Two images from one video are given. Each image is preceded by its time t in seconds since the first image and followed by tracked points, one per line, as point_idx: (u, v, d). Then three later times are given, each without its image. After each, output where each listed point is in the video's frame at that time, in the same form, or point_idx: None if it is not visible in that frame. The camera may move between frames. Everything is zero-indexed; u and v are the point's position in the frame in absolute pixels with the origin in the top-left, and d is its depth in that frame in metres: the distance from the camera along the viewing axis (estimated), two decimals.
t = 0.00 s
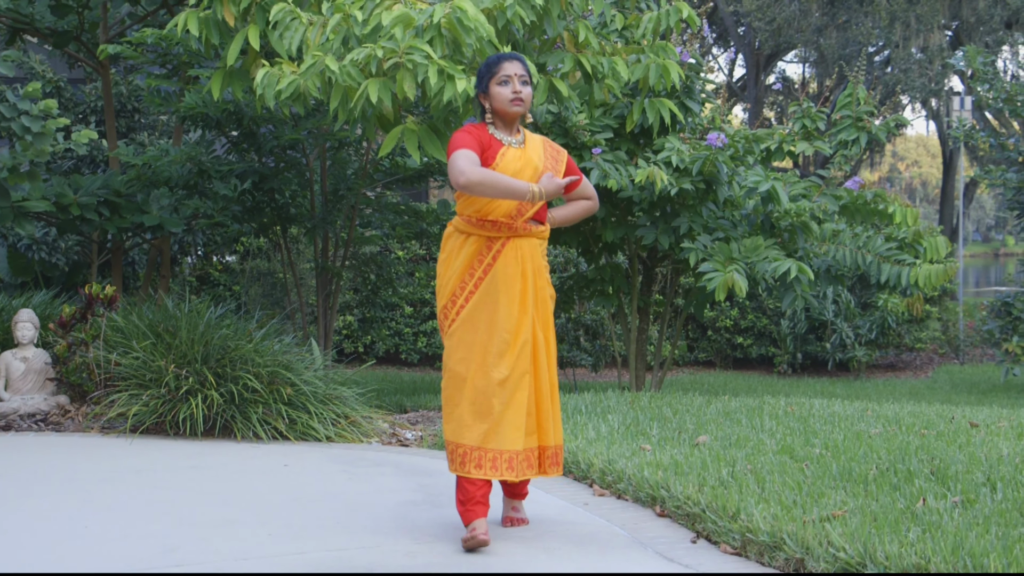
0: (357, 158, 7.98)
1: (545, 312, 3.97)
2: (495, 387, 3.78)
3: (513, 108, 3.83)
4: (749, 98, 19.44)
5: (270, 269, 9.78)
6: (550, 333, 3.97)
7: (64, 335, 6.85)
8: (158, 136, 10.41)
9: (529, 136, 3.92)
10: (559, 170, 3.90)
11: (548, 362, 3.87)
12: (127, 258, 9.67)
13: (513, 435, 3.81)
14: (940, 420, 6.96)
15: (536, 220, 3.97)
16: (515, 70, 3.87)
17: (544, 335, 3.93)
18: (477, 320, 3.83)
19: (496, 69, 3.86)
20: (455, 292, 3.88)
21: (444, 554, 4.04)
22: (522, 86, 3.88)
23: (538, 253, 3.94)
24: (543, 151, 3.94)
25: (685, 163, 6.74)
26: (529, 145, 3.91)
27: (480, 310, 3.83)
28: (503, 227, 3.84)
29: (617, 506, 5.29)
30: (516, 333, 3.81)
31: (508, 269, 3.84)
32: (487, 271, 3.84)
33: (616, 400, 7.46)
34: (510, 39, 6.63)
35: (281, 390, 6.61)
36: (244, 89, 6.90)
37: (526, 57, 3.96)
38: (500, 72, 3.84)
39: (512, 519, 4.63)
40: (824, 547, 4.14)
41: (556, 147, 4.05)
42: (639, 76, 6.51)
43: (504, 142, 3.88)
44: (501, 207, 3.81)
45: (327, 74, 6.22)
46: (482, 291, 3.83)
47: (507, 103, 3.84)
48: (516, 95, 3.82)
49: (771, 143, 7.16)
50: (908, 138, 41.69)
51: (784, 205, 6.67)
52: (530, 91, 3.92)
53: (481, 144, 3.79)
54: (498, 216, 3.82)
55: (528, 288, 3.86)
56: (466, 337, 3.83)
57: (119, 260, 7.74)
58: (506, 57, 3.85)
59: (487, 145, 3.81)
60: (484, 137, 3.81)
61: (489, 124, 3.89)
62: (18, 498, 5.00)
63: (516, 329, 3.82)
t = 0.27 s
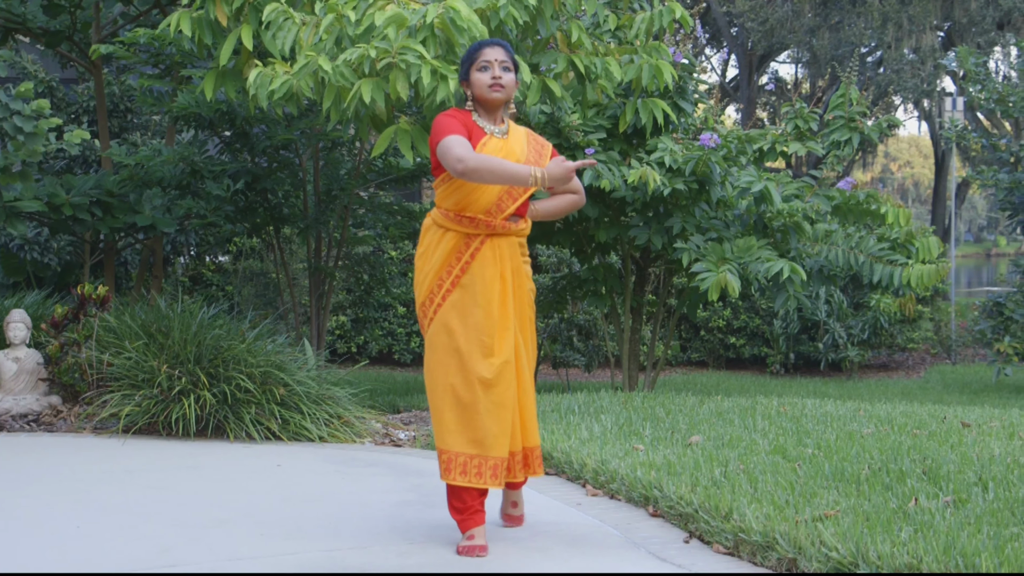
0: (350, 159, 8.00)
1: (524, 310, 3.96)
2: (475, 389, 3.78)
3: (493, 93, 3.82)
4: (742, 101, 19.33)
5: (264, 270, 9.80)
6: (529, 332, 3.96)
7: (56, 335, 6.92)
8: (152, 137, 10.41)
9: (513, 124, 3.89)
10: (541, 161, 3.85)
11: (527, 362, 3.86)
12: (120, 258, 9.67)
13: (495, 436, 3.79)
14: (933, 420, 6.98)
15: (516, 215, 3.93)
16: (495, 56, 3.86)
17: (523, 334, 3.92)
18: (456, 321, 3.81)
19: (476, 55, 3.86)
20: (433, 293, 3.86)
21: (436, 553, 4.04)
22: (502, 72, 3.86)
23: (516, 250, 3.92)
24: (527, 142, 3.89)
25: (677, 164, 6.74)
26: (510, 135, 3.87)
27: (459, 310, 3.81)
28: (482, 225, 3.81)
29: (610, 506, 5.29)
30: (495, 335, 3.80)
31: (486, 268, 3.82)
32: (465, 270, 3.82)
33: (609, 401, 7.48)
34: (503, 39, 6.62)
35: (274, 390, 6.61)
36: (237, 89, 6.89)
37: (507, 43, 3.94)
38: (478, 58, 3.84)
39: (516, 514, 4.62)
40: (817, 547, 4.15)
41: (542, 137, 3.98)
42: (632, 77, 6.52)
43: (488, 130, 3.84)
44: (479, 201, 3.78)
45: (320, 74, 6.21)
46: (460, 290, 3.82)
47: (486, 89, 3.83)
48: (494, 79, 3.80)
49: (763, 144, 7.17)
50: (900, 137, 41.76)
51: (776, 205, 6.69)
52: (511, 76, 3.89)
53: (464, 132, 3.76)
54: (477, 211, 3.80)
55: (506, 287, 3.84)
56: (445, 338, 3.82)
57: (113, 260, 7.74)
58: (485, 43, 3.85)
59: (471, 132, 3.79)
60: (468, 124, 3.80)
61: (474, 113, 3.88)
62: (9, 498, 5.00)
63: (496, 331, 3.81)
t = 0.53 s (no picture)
0: (349, 164, 8.35)
1: (508, 322, 4.08)
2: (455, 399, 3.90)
3: (472, 106, 3.95)
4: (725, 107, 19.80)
5: (265, 270, 10.16)
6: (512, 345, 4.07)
7: (68, 333, 7.26)
8: (157, 142, 10.76)
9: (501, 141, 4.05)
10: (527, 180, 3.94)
11: (508, 373, 3.98)
12: (127, 260, 9.98)
13: (476, 446, 3.91)
14: (906, 415, 7.32)
15: (500, 231, 4.06)
16: (480, 68, 3.97)
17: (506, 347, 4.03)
18: (438, 332, 3.94)
19: (462, 69, 4.00)
20: (419, 304, 4.00)
21: (432, 541, 4.27)
22: (485, 84, 3.97)
23: (499, 266, 4.05)
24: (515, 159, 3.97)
25: (662, 169, 7.14)
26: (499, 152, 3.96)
27: (441, 322, 3.95)
28: (466, 242, 3.94)
29: (600, 497, 5.32)
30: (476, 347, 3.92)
31: (468, 282, 3.94)
32: (449, 283, 3.95)
33: (597, 396, 7.83)
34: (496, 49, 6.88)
35: (276, 385, 6.92)
36: (241, 97, 7.19)
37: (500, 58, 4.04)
38: (463, 71, 3.98)
39: (533, 502, 4.73)
40: (795, 535, 4.21)
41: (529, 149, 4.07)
42: (619, 85, 6.85)
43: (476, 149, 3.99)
44: (464, 219, 3.91)
45: (320, 83, 6.49)
46: (443, 301, 3.95)
47: (468, 101, 3.96)
48: (474, 91, 3.92)
49: (743, 150, 7.68)
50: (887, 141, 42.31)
51: (757, 208, 7.07)
52: (497, 88, 3.99)
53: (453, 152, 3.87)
54: (461, 227, 3.92)
55: (488, 301, 3.97)
56: (428, 347, 3.96)
57: (121, 262, 8.05)
58: (470, 58, 3.98)
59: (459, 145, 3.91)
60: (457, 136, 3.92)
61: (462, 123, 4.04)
62: (23, 490, 5.25)
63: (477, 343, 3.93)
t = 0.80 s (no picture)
0: (342, 164, 8.39)
1: (498, 331, 4.03)
2: (436, 409, 3.91)
3: (443, 116, 3.85)
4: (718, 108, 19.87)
5: (258, 270, 10.18)
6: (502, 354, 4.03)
7: (60, 333, 7.25)
8: (149, 142, 10.78)
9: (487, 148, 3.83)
10: (510, 191, 3.84)
11: (493, 384, 3.94)
12: (120, 259, 9.99)
13: (456, 456, 3.91)
14: (898, 415, 7.35)
15: (491, 240, 4.00)
16: (455, 77, 3.87)
17: (495, 357, 3.99)
18: (423, 341, 3.94)
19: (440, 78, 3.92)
20: (406, 311, 4.01)
21: (424, 543, 4.26)
22: (459, 93, 3.86)
23: (489, 274, 3.99)
24: (500, 166, 3.86)
25: (655, 168, 7.23)
26: (486, 164, 3.83)
27: (426, 331, 3.95)
28: (451, 253, 3.90)
29: (591, 496, 5.32)
30: (459, 359, 3.90)
31: (453, 293, 3.91)
32: (434, 293, 3.93)
33: (589, 396, 7.87)
34: (488, 49, 6.88)
35: (268, 385, 6.91)
36: (233, 96, 7.20)
37: (483, 66, 3.92)
38: (441, 78, 3.88)
39: (527, 502, 4.73)
40: (787, 535, 4.22)
41: (517, 150, 3.95)
42: (612, 85, 6.86)
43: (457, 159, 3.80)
44: (448, 232, 3.85)
45: (312, 83, 6.48)
46: (428, 310, 3.94)
47: (441, 111, 3.88)
48: (444, 101, 3.83)
49: (736, 151, 7.79)
50: (880, 142, 42.35)
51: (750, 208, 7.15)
52: (471, 97, 3.87)
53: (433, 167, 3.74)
54: (446, 237, 3.87)
55: (473, 311, 3.92)
56: (414, 356, 3.97)
57: (113, 262, 8.05)
58: (446, 66, 3.89)
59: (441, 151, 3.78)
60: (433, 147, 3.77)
61: (441, 133, 3.93)
62: (14, 491, 5.23)
63: (460, 354, 3.91)
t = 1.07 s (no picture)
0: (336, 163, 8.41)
1: (494, 331, 4.01)
2: (430, 409, 3.90)
3: (409, 117, 3.89)
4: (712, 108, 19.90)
5: (252, 270, 10.18)
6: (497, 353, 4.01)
7: (53, 333, 7.24)
8: (142, 142, 10.78)
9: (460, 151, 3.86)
10: (489, 188, 3.84)
11: (487, 383, 3.92)
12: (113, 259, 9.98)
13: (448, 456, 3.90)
14: (891, 415, 7.36)
15: (482, 239, 3.99)
16: (427, 78, 3.92)
17: (490, 356, 3.97)
18: (416, 341, 3.94)
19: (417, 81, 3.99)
20: (400, 312, 4.01)
21: (417, 542, 4.26)
22: (428, 94, 3.90)
23: (482, 273, 3.98)
24: (478, 164, 3.88)
25: (648, 168, 7.28)
26: (461, 163, 3.86)
27: (420, 331, 3.94)
28: (441, 253, 3.91)
29: (584, 495, 5.32)
30: (452, 358, 3.89)
31: (444, 292, 3.91)
32: (427, 293, 3.94)
33: (583, 396, 7.90)
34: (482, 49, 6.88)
35: (262, 385, 6.91)
36: (227, 96, 7.20)
37: (455, 67, 3.93)
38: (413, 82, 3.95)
39: (526, 501, 4.71)
40: (781, 535, 4.22)
41: (501, 145, 3.96)
42: (606, 85, 6.87)
43: (431, 160, 3.86)
44: (433, 233, 3.87)
45: (306, 82, 6.47)
46: (421, 310, 3.94)
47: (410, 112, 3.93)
48: (411, 102, 3.87)
49: (730, 150, 7.82)
50: (875, 142, 42.38)
51: (743, 208, 7.21)
52: (438, 98, 3.89)
53: (403, 168, 3.81)
54: (435, 237, 3.88)
55: (465, 310, 3.91)
56: (408, 356, 3.97)
57: (107, 261, 8.05)
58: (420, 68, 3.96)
59: (412, 152, 3.86)
60: (400, 149, 3.85)
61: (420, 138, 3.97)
62: (7, 491, 5.22)
63: (454, 353, 3.90)
